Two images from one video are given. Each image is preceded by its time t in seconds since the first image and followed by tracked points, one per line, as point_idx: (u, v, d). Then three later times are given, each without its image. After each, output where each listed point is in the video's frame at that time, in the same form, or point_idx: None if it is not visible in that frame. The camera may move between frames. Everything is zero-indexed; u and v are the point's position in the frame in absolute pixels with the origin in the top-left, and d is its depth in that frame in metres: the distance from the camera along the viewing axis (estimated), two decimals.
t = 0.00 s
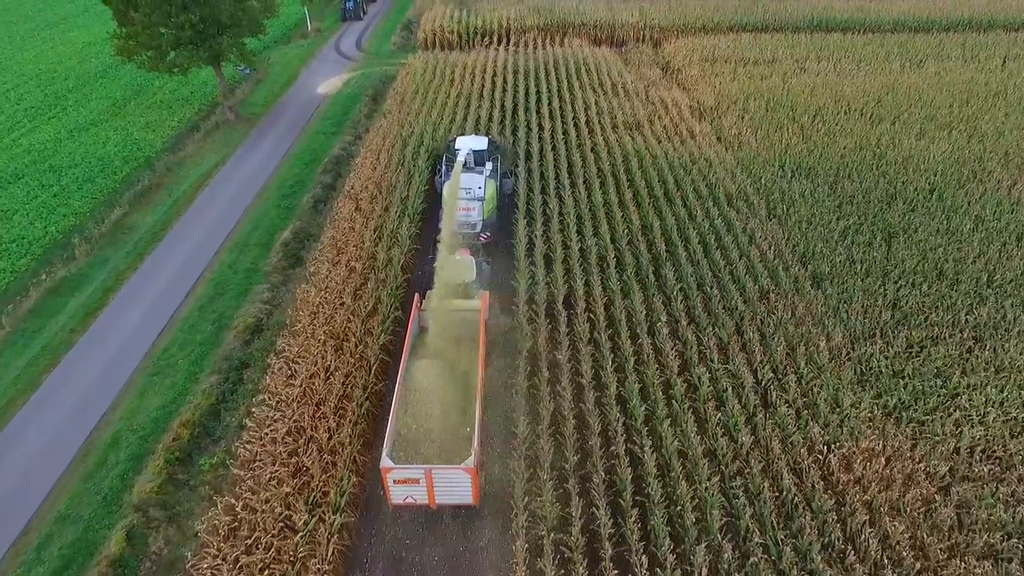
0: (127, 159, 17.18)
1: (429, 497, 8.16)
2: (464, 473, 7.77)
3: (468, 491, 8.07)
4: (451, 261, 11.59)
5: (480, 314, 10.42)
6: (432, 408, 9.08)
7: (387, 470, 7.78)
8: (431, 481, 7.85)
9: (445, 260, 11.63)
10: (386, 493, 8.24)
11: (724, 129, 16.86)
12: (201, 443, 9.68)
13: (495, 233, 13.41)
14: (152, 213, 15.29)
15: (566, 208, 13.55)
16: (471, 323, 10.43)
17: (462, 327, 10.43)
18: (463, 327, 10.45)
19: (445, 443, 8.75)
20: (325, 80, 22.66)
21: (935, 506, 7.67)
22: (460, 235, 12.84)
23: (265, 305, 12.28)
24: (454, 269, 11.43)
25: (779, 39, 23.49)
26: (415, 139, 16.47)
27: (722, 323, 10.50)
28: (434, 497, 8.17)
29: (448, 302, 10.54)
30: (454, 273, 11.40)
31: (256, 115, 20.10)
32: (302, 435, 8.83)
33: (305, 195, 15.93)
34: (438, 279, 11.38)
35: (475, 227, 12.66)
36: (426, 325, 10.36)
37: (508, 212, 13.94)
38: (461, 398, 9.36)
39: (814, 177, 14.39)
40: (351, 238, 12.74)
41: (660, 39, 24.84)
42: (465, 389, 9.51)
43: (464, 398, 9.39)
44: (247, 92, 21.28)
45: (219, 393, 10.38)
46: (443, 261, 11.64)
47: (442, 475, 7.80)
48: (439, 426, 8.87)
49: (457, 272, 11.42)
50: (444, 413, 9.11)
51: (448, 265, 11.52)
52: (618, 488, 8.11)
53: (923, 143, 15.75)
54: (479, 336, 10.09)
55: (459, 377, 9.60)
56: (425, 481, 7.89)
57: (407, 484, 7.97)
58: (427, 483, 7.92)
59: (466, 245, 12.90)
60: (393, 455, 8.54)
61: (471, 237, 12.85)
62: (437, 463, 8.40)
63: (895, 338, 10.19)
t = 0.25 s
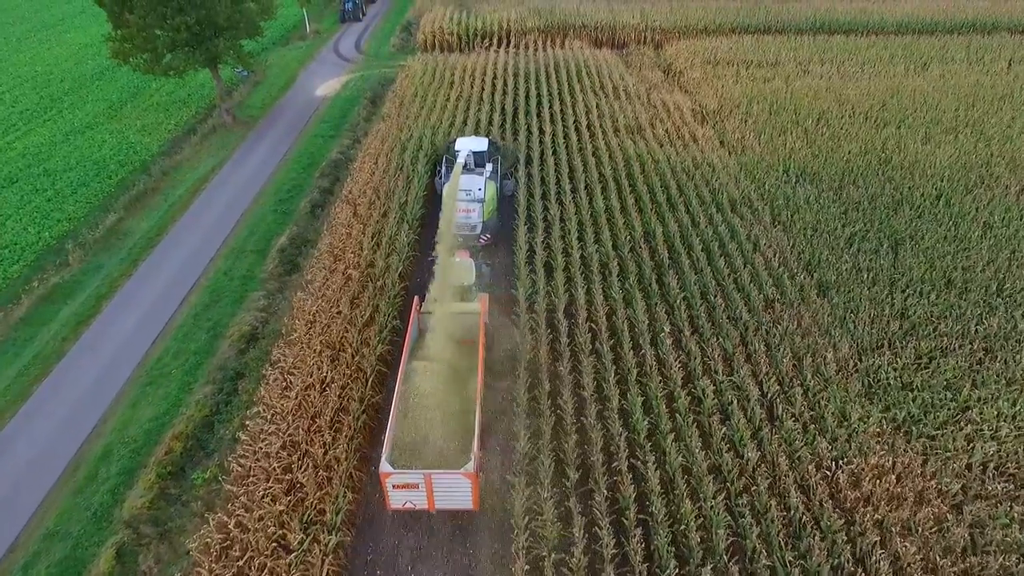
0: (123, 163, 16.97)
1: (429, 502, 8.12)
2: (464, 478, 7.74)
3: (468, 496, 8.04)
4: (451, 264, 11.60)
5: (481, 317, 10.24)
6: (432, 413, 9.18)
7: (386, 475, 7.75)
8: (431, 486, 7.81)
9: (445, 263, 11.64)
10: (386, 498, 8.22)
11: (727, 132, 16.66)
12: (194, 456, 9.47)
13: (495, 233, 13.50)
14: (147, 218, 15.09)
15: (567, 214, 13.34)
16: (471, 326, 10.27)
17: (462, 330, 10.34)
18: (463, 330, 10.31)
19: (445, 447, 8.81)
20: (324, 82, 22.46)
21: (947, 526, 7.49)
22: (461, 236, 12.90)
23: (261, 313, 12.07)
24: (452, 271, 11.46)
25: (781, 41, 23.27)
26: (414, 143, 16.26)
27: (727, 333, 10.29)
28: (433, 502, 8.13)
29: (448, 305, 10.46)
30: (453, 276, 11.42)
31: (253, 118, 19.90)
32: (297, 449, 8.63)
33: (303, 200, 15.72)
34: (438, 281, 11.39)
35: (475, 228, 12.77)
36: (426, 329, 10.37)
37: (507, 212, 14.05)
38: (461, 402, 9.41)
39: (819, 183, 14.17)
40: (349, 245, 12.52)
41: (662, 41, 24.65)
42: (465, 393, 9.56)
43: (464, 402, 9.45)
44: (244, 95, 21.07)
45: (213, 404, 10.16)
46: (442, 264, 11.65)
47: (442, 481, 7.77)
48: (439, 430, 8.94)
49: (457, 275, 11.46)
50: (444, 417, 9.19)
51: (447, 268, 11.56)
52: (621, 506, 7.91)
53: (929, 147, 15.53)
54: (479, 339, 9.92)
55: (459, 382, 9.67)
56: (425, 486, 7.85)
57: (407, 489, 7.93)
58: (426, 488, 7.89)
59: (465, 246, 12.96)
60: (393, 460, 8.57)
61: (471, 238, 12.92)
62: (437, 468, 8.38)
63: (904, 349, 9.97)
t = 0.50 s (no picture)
0: (118, 167, 16.75)
1: (428, 508, 8.10)
2: (464, 483, 7.73)
3: (467, 501, 8.02)
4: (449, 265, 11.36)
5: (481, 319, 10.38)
6: (433, 418, 9.11)
7: (386, 480, 7.75)
8: (430, 491, 7.80)
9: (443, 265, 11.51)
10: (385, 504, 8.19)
11: (731, 136, 16.45)
12: (186, 469, 9.25)
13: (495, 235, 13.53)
14: (142, 223, 14.88)
15: (568, 220, 13.13)
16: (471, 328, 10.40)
17: (462, 332, 10.40)
18: (463, 332, 10.40)
19: (445, 452, 8.70)
20: (323, 84, 22.26)
21: (960, 547, 7.29)
22: (461, 238, 12.94)
23: (257, 321, 11.86)
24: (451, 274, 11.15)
25: (784, 43, 23.06)
26: (413, 147, 16.04)
27: (732, 344, 10.08)
28: (433, 507, 8.11)
29: (448, 308, 10.55)
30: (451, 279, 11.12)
31: (251, 120, 19.70)
32: (291, 465, 8.42)
33: (300, 204, 15.51)
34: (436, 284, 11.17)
35: (475, 230, 12.83)
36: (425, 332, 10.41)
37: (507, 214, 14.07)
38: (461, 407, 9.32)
39: (824, 188, 13.96)
40: (347, 252, 12.30)
41: (663, 43, 24.44)
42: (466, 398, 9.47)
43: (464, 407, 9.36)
44: (242, 97, 20.86)
45: (207, 416, 9.95)
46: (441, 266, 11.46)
47: (441, 486, 7.76)
48: (439, 435, 8.85)
49: (456, 276, 11.14)
50: (444, 423, 9.10)
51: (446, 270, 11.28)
52: (624, 524, 7.70)
53: (935, 151, 15.31)
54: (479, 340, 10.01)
55: (460, 386, 9.58)
56: (424, 491, 7.84)
57: (406, 493, 7.92)
58: (426, 493, 7.87)
59: (466, 248, 12.99)
60: (392, 467, 8.48)
61: (471, 240, 12.94)
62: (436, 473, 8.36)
63: (912, 360, 9.75)
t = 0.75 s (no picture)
0: (114, 170, 16.55)
1: (428, 514, 8.00)
2: (464, 490, 7.63)
3: (468, 508, 7.92)
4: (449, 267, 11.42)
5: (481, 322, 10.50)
6: (433, 422, 9.11)
7: (384, 486, 7.65)
8: (429, 497, 7.69)
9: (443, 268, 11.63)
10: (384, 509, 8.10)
11: (734, 141, 16.24)
12: (179, 484, 9.04)
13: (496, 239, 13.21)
14: (138, 228, 14.68)
15: (569, 227, 12.92)
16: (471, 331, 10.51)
17: (463, 336, 10.49)
18: (464, 335, 10.49)
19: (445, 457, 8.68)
20: (322, 86, 22.06)
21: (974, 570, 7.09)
22: (462, 241, 12.59)
23: (253, 330, 11.66)
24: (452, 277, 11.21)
25: (788, 45, 22.84)
26: (413, 151, 15.84)
27: (737, 356, 9.87)
28: (433, 513, 8.01)
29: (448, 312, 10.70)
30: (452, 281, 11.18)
31: (249, 123, 19.49)
32: (286, 482, 8.22)
33: (298, 209, 15.31)
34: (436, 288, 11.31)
35: (476, 232, 12.48)
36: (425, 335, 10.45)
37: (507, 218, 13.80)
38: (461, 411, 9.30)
39: (830, 194, 13.75)
40: (344, 259, 12.08)
41: (665, 45, 24.23)
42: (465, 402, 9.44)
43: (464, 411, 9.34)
44: (240, 100, 20.65)
45: (200, 428, 9.74)
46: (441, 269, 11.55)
47: (441, 492, 7.66)
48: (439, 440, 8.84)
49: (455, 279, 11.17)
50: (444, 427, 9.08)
51: (447, 272, 11.36)
52: (627, 544, 7.50)
53: (942, 156, 15.09)
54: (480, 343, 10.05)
55: (459, 390, 9.60)
56: (423, 497, 7.74)
57: (405, 500, 7.82)
58: (425, 500, 7.77)
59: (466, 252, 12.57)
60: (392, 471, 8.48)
61: (472, 242, 12.56)
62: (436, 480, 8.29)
63: (922, 373, 9.53)
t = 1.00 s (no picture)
0: (110, 175, 16.35)
1: (428, 521, 7.95)
2: (464, 496, 7.58)
3: (468, 514, 7.88)
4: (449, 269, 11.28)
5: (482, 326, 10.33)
6: (433, 427, 9.01)
7: (384, 493, 7.59)
8: (429, 504, 7.64)
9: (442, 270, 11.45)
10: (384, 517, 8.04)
11: (738, 145, 16.03)
12: (172, 500, 8.84)
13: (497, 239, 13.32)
14: (133, 234, 14.48)
15: (571, 235, 12.72)
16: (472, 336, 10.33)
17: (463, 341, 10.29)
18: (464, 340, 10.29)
19: (446, 464, 8.62)
20: (321, 89, 21.87)
21: None
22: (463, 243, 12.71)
23: (249, 339, 11.46)
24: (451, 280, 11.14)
25: (791, 47, 22.61)
26: (412, 155, 15.64)
27: (742, 368, 9.67)
28: (433, 520, 7.94)
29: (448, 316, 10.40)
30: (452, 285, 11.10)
31: (247, 127, 19.29)
32: (281, 501, 8.01)
33: (296, 215, 15.12)
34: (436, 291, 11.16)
35: (477, 235, 12.57)
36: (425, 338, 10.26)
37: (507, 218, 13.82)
38: (461, 417, 9.22)
39: (836, 201, 13.53)
40: (342, 267, 11.88)
41: (668, 48, 24.02)
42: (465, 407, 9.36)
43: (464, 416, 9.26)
44: (238, 102, 20.46)
45: (194, 441, 9.54)
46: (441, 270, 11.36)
47: (441, 499, 7.61)
48: (439, 446, 8.77)
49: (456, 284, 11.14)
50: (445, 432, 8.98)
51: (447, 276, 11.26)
52: (631, 565, 7.30)
53: (950, 162, 14.86)
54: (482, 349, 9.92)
55: (460, 395, 9.49)
56: (424, 504, 7.69)
57: (405, 507, 7.75)
58: (425, 506, 7.70)
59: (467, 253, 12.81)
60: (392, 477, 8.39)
61: (472, 244, 12.72)
62: (436, 486, 8.25)
63: (933, 386, 9.31)
